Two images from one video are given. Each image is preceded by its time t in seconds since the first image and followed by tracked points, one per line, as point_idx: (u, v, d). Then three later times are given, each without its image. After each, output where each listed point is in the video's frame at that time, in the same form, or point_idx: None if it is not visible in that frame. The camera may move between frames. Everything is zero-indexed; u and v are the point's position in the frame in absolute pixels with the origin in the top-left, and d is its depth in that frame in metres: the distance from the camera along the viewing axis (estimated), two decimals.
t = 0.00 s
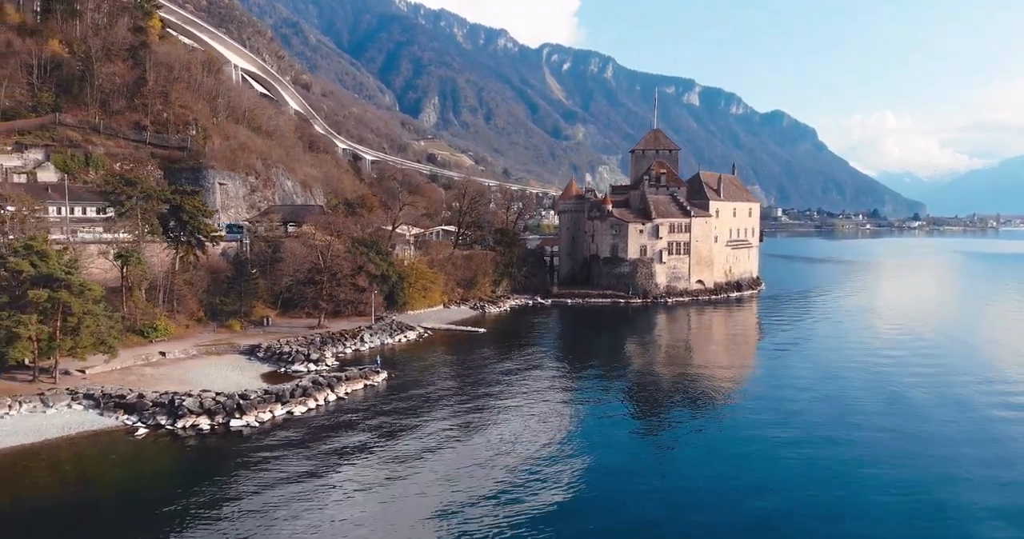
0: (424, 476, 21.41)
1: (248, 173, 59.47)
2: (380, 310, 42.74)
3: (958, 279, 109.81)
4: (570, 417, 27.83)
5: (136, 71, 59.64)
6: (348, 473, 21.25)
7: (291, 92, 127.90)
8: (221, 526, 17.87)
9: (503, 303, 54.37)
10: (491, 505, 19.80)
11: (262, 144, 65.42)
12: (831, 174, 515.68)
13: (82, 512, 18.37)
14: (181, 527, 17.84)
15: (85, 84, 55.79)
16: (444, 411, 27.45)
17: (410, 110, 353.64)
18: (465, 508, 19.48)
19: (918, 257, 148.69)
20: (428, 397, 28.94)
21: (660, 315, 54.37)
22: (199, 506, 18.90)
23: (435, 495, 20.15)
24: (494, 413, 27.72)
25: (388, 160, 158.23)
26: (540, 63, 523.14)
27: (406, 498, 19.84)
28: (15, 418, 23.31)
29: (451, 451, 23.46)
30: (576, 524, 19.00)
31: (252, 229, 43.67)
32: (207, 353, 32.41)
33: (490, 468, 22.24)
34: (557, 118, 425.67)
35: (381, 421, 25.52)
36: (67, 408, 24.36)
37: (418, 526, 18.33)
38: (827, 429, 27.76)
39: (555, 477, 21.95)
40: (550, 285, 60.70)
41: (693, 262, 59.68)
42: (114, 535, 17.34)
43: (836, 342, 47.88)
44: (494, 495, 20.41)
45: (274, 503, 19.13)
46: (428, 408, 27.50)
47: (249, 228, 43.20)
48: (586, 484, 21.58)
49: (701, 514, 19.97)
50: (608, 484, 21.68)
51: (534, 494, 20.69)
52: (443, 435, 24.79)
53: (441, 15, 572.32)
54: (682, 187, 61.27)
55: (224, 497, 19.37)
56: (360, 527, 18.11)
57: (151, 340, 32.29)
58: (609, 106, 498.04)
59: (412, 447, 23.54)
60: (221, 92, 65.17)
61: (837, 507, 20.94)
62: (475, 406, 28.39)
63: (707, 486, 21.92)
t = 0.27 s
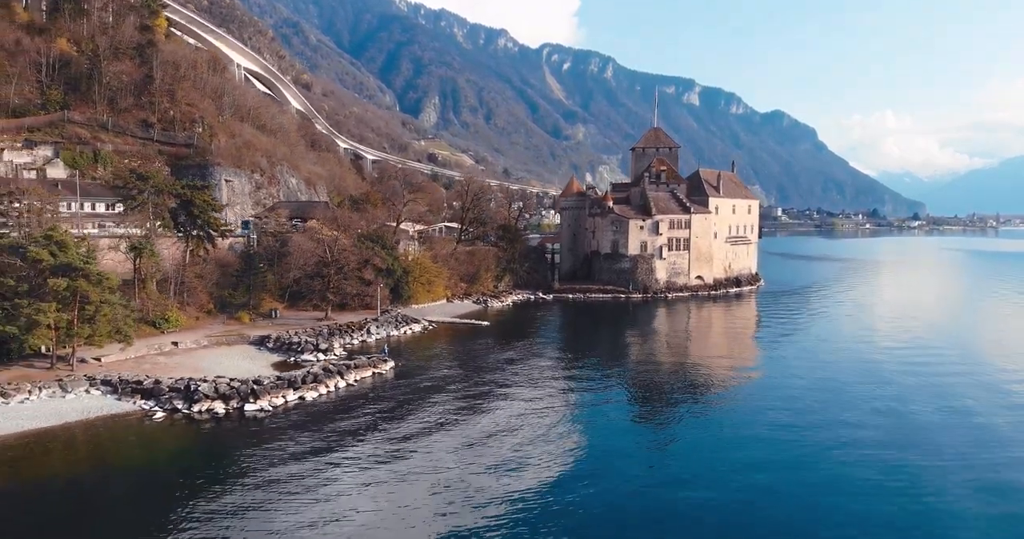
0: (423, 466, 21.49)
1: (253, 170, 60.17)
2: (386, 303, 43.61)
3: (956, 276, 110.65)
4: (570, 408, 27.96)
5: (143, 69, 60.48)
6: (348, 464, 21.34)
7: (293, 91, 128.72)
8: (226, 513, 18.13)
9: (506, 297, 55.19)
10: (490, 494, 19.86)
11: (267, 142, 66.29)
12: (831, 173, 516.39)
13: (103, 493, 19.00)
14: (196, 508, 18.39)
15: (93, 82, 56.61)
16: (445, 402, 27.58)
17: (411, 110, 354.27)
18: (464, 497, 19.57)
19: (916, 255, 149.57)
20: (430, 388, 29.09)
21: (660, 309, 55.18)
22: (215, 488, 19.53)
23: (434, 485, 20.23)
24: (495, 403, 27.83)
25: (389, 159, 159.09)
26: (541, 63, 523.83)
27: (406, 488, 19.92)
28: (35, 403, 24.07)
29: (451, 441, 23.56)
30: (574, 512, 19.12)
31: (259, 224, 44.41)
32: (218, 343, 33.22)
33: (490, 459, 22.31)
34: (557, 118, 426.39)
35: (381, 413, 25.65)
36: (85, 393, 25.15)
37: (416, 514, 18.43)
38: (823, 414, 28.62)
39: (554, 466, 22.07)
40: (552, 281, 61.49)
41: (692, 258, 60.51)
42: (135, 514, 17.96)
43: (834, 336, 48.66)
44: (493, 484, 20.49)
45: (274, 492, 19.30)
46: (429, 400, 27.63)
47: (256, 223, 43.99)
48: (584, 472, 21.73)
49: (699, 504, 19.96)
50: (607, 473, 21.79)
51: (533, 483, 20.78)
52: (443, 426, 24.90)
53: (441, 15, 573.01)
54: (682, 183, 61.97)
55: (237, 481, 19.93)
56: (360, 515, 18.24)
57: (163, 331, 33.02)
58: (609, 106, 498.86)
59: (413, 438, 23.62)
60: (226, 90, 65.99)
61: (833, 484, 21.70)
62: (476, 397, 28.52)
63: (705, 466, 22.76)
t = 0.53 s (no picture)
0: (424, 456, 21.72)
1: (259, 167, 60.83)
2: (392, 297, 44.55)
3: (954, 274, 111.61)
4: (571, 399, 28.31)
5: (150, 68, 61.39)
6: (350, 454, 21.57)
7: (294, 91, 129.50)
8: (233, 498, 18.50)
9: (508, 293, 56.04)
10: (491, 482, 20.08)
11: (271, 140, 67.13)
12: (831, 173, 517.11)
13: (121, 476, 19.59)
14: (209, 491, 18.91)
15: (102, 80, 57.48)
16: (447, 394, 27.83)
17: (411, 110, 354.78)
18: (465, 484, 19.83)
19: (914, 253, 150.54)
20: (431, 381, 29.37)
21: (660, 304, 55.98)
22: (228, 471, 20.10)
23: (435, 473, 20.46)
24: (496, 396, 28.09)
25: (390, 158, 159.93)
26: (540, 63, 524.31)
27: (407, 476, 20.17)
28: (55, 389, 24.82)
29: (452, 432, 23.80)
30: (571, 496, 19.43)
31: (265, 219, 45.18)
32: (229, 334, 33.98)
33: (491, 448, 22.55)
34: (557, 117, 427.07)
35: (383, 405, 25.91)
36: (103, 380, 25.91)
37: (418, 500, 18.69)
38: (819, 401, 29.53)
39: (554, 455, 22.34)
40: (553, 276, 62.35)
41: (692, 254, 61.41)
42: (154, 495, 18.53)
43: (831, 330, 49.51)
44: (494, 472, 20.73)
45: (279, 479, 19.61)
46: (430, 392, 27.90)
47: (263, 218, 44.78)
48: (583, 460, 22.02)
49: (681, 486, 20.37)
50: (603, 460, 22.15)
51: (533, 471, 21.01)
52: (444, 418, 25.16)
53: (442, 15, 573.67)
54: (682, 180, 62.74)
55: (248, 466, 20.48)
56: (363, 501, 18.50)
57: (175, 323, 33.63)
58: (609, 106, 499.60)
59: (414, 429, 23.88)
60: (231, 89, 66.88)
61: (829, 462, 22.53)
62: (477, 389, 28.80)
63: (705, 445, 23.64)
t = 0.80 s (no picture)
0: (429, 448, 21.94)
1: (264, 165, 61.57)
2: (397, 291, 45.40)
3: (952, 272, 112.42)
4: (574, 391, 28.62)
5: (156, 66, 62.22)
6: (359, 440, 22.28)
7: (296, 90, 130.25)
8: (242, 485, 18.91)
9: (510, 288, 56.85)
10: (495, 473, 20.29)
11: (276, 138, 67.93)
12: (831, 173, 517.65)
13: (136, 460, 20.19)
14: (221, 476, 19.44)
15: (109, 78, 58.29)
16: (451, 387, 28.03)
17: (411, 109, 355.30)
18: (470, 475, 20.05)
19: (913, 252, 151.27)
20: (435, 372, 29.84)
21: (660, 299, 56.74)
22: (240, 457, 20.67)
23: (439, 465, 20.67)
24: (500, 388, 28.31)
25: (391, 157, 160.64)
26: (541, 63, 524.81)
27: (413, 468, 20.38)
28: (74, 374, 25.64)
29: (456, 426, 23.99)
30: (572, 486, 19.73)
31: (273, 214, 46.00)
32: (238, 325, 34.78)
33: (495, 442, 22.75)
34: (557, 117, 427.74)
35: (389, 395, 26.40)
36: (119, 367, 26.75)
37: (423, 491, 18.93)
38: (815, 391, 30.36)
39: (558, 446, 22.58)
40: (554, 272, 63.16)
41: (692, 251, 62.22)
42: (170, 478, 19.16)
43: (828, 325, 50.38)
44: (497, 464, 20.95)
45: (285, 470, 19.88)
46: (434, 385, 28.12)
47: (270, 213, 45.60)
48: (586, 451, 22.30)
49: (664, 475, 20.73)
50: (604, 450, 22.48)
51: (537, 463, 21.22)
52: (448, 411, 25.35)
53: (442, 15, 574.21)
54: (681, 177, 63.53)
55: (258, 452, 21.00)
56: (368, 491, 18.76)
57: (186, 314, 34.46)
58: (609, 106, 500.20)
59: (419, 422, 24.11)
60: (235, 88, 67.78)
61: (825, 446, 23.42)
62: (481, 382, 29.02)
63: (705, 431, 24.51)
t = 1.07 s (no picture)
0: (437, 434, 22.29)
1: (269, 162, 62.35)
2: (402, 285, 46.26)
3: (950, 269, 113.19)
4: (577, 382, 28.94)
5: (163, 65, 63.03)
6: (369, 424, 22.90)
7: (298, 89, 131.10)
8: (252, 472, 19.08)
9: (512, 283, 57.63)
10: (501, 459, 20.52)
11: (280, 135, 68.74)
12: (831, 173, 518.27)
13: (145, 449, 20.43)
14: (231, 463, 19.67)
15: (117, 77, 59.06)
16: (456, 379, 28.22)
17: (412, 109, 355.95)
18: (477, 462, 20.23)
19: (912, 250, 152.05)
20: (441, 362, 30.48)
21: (660, 294, 57.45)
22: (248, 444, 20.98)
23: (446, 452, 20.85)
24: (504, 377, 28.97)
25: (392, 157, 161.49)
26: (541, 63, 525.47)
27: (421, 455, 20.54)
28: (91, 361, 26.48)
29: (463, 414, 24.17)
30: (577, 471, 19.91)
31: (279, 210, 46.80)
32: (248, 317, 35.52)
33: (501, 429, 22.94)
34: (557, 117, 428.51)
35: (396, 383, 27.06)
36: (135, 354, 27.60)
37: (433, 473, 19.31)
38: (812, 379, 31.15)
39: (562, 434, 22.81)
40: (556, 268, 63.95)
41: (692, 247, 63.02)
42: (185, 463, 19.61)
43: (827, 318, 51.19)
44: (505, 451, 21.12)
45: (294, 458, 20.08)
46: (440, 377, 28.35)
47: (277, 209, 46.41)
48: (590, 438, 22.51)
49: (664, 463, 20.75)
50: (606, 437, 22.68)
51: (543, 445, 21.83)
52: (454, 401, 25.53)
53: (442, 15, 574.94)
54: (681, 174, 63.86)
55: (266, 440, 21.28)
56: (377, 477, 18.92)
57: (196, 306, 35.20)
58: (609, 106, 501.02)
59: (425, 411, 24.28)
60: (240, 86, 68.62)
61: (821, 427, 24.26)
62: (485, 371, 29.68)
63: (698, 410, 25.55)
